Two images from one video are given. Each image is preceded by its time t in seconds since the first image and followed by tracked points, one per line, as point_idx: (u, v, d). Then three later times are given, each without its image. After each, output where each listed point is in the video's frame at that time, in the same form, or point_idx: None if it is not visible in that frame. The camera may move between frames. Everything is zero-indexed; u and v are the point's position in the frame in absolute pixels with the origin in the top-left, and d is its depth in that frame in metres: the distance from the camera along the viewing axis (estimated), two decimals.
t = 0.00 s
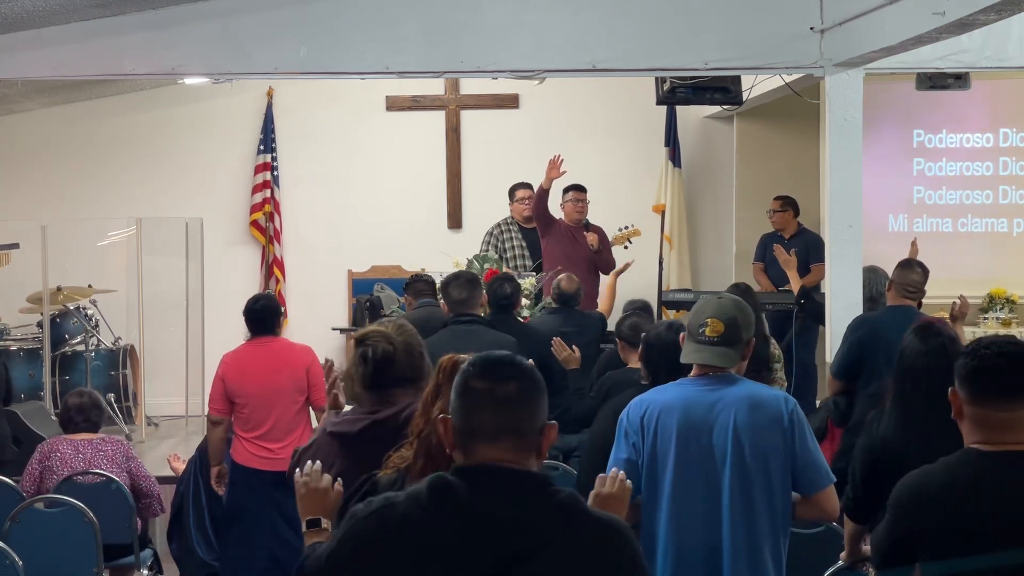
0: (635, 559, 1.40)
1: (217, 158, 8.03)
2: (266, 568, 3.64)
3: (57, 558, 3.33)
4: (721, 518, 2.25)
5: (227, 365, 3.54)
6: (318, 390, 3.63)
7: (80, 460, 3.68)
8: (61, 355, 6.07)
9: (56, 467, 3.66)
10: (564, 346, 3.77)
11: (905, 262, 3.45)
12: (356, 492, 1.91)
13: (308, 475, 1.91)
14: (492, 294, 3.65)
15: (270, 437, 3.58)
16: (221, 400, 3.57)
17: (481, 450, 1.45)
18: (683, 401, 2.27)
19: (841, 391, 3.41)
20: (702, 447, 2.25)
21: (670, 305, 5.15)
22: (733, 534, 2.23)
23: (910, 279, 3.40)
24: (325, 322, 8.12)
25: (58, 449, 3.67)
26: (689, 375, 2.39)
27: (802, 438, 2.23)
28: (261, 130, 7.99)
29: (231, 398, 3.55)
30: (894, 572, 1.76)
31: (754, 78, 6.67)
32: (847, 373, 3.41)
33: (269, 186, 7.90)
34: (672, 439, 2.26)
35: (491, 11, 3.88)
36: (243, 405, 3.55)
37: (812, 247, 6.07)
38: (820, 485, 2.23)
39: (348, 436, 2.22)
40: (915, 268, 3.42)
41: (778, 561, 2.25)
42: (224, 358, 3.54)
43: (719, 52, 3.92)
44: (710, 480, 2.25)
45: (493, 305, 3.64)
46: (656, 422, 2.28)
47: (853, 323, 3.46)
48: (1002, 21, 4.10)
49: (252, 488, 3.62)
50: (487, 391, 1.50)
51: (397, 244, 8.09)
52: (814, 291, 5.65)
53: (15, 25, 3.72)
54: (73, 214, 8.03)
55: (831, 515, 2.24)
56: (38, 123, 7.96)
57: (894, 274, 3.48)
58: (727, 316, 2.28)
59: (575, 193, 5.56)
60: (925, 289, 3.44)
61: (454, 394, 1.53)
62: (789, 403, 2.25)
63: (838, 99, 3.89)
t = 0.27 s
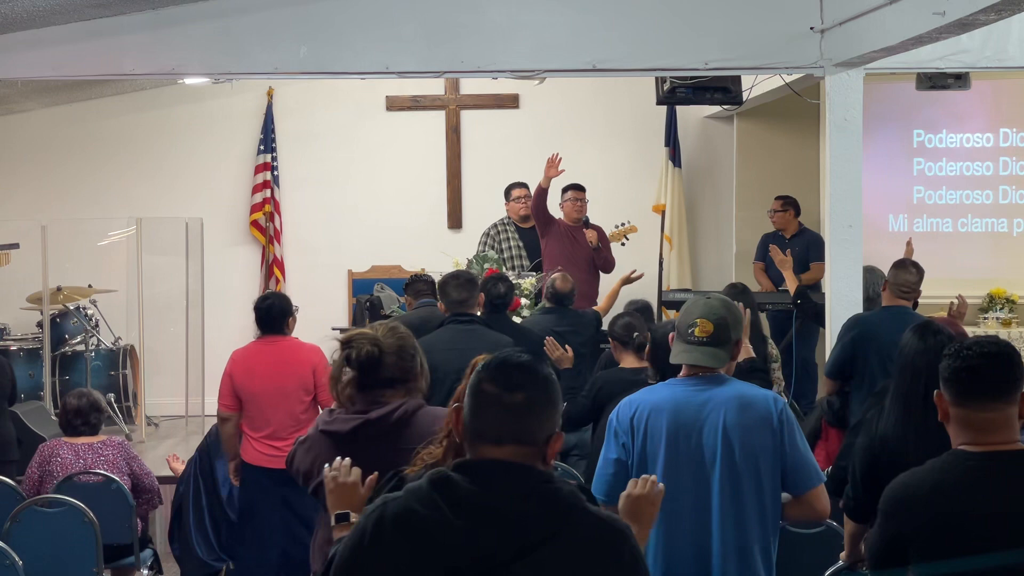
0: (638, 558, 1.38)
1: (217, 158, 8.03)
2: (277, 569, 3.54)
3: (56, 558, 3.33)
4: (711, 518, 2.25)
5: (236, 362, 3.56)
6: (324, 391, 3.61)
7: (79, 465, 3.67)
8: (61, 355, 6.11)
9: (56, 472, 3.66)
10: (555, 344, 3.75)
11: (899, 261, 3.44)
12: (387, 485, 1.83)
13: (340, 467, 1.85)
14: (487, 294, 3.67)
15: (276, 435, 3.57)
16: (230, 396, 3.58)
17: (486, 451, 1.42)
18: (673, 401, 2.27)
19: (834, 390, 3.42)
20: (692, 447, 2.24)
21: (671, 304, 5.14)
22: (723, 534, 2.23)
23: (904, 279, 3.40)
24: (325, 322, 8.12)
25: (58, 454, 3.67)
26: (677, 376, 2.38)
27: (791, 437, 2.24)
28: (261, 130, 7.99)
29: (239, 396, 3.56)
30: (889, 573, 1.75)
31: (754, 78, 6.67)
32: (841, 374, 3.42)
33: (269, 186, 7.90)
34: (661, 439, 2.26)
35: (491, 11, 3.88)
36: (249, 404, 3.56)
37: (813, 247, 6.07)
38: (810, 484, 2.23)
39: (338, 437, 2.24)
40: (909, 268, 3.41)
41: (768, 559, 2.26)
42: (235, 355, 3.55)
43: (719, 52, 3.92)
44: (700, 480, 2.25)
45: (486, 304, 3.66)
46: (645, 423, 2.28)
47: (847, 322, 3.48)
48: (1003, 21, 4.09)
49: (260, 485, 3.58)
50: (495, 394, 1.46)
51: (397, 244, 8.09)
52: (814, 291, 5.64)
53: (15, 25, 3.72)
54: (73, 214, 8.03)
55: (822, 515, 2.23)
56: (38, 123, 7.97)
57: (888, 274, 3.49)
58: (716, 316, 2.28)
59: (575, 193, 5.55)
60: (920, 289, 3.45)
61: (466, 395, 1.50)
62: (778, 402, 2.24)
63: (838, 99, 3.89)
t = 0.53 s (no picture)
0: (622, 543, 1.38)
1: (217, 158, 8.03)
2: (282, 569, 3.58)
3: (56, 558, 3.33)
4: (703, 517, 2.25)
5: (244, 358, 3.56)
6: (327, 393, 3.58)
7: (80, 466, 3.68)
8: (61, 355, 6.10)
9: (57, 474, 3.67)
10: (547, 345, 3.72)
11: (895, 261, 3.45)
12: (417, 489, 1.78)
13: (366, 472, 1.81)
14: (480, 293, 3.62)
15: (273, 433, 3.58)
16: (235, 391, 3.58)
17: (472, 450, 1.44)
18: (665, 402, 2.27)
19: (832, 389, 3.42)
20: (683, 448, 2.25)
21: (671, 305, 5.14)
22: (714, 533, 2.24)
23: (899, 279, 3.42)
24: (325, 322, 8.12)
25: (59, 456, 3.67)
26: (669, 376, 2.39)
27: (783, 437, 2.23)
28: (261, 130, 7.99)
29: (243, 391, 3.57)
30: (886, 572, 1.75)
31: (754, 78, 6.67)
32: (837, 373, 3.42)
33: (269, 186, 7.89)
34: (653, 440, 2.26)
35: (491, 11, 3.88)
36: (252, 401, 3.56)
37: (814, 247, 6.07)
38: (802, 485, 2.22)
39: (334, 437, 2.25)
40: (905, 267, 3.42)
41: (760, 559, 2.26)
42: (243, 352, 3.55)
43: (719, 52, 3.92)
44: (691, 480, 2.25)
45: (481, 303, 3.63)
46: (637, 423, 2.28)
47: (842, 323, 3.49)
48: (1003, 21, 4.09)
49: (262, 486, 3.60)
50: (480, 395, 1.47)
51: (397, 244, 8.09)
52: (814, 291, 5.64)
53: (16, 25, 3.72)
54: (73, 214, 8.02)
55: (814, 516, 2.22)
56: (38, 123, 7.97)
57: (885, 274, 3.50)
58: (707, 316, 2.30)
59: (574, 192, 5.55)
60: (916, 289, 3.46)
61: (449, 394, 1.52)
62: (771, 403, 2.24)
63: (838, 100, 3.88)
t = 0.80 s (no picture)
0: (599, 536, 1.39)
1: (217, 158, 8.03)
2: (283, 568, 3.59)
3: (56, 558, 3.33)
4: (698, 517, 2.26)
5: (246, 359, 3.57)
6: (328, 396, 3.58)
7: (81, 467, 3.68)
8: (61, 355, 6.11)
9: (57, 474, 3.66)
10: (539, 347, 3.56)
11: (893, 261, 3.45)
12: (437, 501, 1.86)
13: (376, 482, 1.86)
14: (477, 293, 3.62)
15: (273, 433, 3.59)
16: (240, 390, 3.60)
17: (446, 445, 1.44)
18: (660, 402, 2.27)
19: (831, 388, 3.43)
20: (678, 448, 2.25)
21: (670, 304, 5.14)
22: (709, 533, 2.24)
23: (898, 279, 3.42)
24: (325, 322, 8.12)
25: (59, 457, 3.67)
26: (664, 376, 2.38)
27: (778, 437, 2.23)
28: (261, 130, 7.99)
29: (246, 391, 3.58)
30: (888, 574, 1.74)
31: (754, 78, 6.67)
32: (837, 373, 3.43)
33: (269, 186, 7.89)
34: (648, 440, 2.26)
35: (491, 11, 3.88)
36: (254, 401, 3.58)
37: (815, 248, 6.07)
38: (797, 484, 2.22)
39: (340, 436, 2.34)
40: (904, 267, 3.42)
41: (754, 559, 2.27)
42: (246, 352, 3.56)
43: (719, 52, 3.92)
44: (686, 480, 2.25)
45: (478, 303, 3.63)
46: (633, 423, 2.28)
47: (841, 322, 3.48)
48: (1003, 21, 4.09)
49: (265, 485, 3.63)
50: (455, 392, 1.47)
51: (397, 244, 8.09)
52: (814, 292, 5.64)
53: (16, 25, 3.72)
54: (73, 213, 8.02)
55: (808, 516, 2.23)
56: (38, 123, 7.97)
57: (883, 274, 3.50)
58: (702, 317, 2.29)
59: (574, 192, 5.56)
60: (914, 289, 3.46)
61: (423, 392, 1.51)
62: (765, 403, 2.24)
63: (838, 100, 3.88)
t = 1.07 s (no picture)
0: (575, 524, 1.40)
1: (217, 158, 8.03)
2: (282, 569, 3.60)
3: (55, 559, 3.33)
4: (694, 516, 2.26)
5: (247, 359, 3.59)
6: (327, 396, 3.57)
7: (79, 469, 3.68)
8: (61, 355, 6.13)
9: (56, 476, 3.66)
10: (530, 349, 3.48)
11: (895, 261, 3.44)
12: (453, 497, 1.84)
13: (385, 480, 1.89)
14: (479, 293, 3.63)
15: (273, 434, 3.60)
16: (240, 390, 3.64)
17: (415, 442, 1.45)
18: (656, 403, 2.27)
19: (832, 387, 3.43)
20: (675, 448, 2.25)
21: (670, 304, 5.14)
22: (705, 532, 2.25)
23: (899, 279, 3.41)
24: (325, 322, 8.12)
25: (57, 459, 3.68)
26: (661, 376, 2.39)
27: (774, 438, 2.23)
28: (261, 130, 7.99)
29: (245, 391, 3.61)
30: None
31: (754, 78, 6.67)
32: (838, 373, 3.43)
33: (269, 186, 7.89)
34: (644, 440, 2.26)
35: (491, 11, 3.88)
36: (254, 401, 3.60)
37: (817, 248, 6.07)
38: (793, 485, 2.22)
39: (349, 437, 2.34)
40: (905, 267, 3.41)
41: (751, 559, 2.27)
42: (246, 352, 3.58)
43: (719, 52, 3.92)
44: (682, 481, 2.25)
45: (480, 302, 3.64)
46: (629, 424, 2.28)
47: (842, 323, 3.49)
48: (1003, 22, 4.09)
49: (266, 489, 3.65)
50: (418, 388, 1.48)
51: (397, 244, 8.09)
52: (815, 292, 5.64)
53: (16, 25, 3.72)
54: (73, 213, 8.02)
55: (804, 517, 2.23)
56: (38, 123, 7.97)
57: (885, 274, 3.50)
58: (698, 317, 2.31)
59: (574, 192, 5.55)
60: (916, 289, 3.44)
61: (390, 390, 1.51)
62: (761, 403, 2.23)
63: (838, 100, 3.89)
